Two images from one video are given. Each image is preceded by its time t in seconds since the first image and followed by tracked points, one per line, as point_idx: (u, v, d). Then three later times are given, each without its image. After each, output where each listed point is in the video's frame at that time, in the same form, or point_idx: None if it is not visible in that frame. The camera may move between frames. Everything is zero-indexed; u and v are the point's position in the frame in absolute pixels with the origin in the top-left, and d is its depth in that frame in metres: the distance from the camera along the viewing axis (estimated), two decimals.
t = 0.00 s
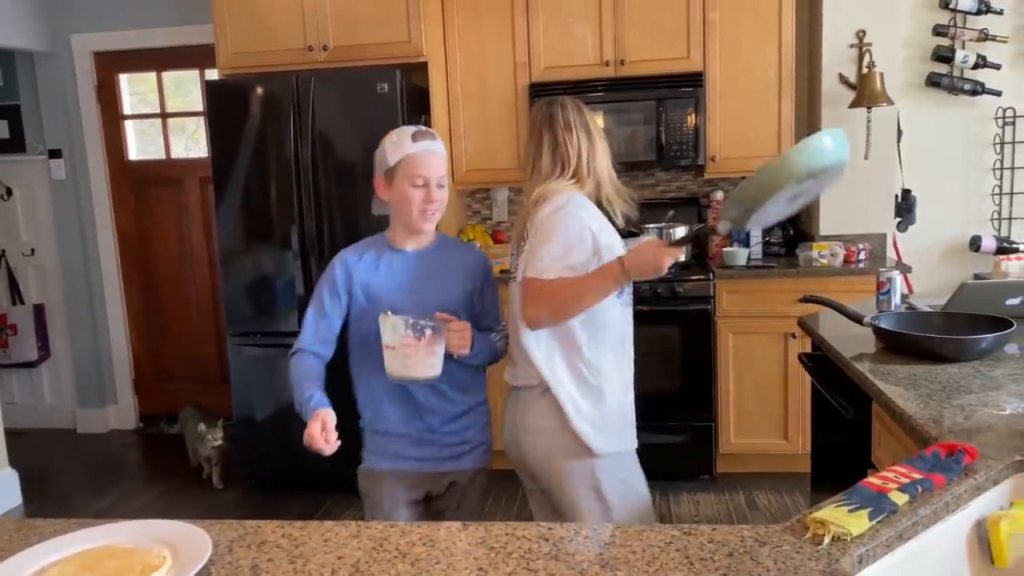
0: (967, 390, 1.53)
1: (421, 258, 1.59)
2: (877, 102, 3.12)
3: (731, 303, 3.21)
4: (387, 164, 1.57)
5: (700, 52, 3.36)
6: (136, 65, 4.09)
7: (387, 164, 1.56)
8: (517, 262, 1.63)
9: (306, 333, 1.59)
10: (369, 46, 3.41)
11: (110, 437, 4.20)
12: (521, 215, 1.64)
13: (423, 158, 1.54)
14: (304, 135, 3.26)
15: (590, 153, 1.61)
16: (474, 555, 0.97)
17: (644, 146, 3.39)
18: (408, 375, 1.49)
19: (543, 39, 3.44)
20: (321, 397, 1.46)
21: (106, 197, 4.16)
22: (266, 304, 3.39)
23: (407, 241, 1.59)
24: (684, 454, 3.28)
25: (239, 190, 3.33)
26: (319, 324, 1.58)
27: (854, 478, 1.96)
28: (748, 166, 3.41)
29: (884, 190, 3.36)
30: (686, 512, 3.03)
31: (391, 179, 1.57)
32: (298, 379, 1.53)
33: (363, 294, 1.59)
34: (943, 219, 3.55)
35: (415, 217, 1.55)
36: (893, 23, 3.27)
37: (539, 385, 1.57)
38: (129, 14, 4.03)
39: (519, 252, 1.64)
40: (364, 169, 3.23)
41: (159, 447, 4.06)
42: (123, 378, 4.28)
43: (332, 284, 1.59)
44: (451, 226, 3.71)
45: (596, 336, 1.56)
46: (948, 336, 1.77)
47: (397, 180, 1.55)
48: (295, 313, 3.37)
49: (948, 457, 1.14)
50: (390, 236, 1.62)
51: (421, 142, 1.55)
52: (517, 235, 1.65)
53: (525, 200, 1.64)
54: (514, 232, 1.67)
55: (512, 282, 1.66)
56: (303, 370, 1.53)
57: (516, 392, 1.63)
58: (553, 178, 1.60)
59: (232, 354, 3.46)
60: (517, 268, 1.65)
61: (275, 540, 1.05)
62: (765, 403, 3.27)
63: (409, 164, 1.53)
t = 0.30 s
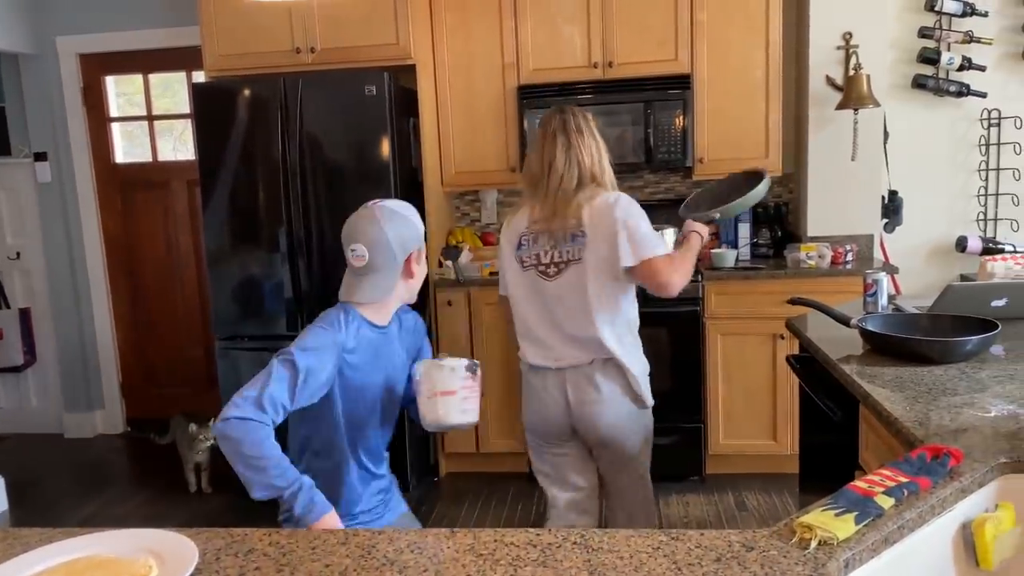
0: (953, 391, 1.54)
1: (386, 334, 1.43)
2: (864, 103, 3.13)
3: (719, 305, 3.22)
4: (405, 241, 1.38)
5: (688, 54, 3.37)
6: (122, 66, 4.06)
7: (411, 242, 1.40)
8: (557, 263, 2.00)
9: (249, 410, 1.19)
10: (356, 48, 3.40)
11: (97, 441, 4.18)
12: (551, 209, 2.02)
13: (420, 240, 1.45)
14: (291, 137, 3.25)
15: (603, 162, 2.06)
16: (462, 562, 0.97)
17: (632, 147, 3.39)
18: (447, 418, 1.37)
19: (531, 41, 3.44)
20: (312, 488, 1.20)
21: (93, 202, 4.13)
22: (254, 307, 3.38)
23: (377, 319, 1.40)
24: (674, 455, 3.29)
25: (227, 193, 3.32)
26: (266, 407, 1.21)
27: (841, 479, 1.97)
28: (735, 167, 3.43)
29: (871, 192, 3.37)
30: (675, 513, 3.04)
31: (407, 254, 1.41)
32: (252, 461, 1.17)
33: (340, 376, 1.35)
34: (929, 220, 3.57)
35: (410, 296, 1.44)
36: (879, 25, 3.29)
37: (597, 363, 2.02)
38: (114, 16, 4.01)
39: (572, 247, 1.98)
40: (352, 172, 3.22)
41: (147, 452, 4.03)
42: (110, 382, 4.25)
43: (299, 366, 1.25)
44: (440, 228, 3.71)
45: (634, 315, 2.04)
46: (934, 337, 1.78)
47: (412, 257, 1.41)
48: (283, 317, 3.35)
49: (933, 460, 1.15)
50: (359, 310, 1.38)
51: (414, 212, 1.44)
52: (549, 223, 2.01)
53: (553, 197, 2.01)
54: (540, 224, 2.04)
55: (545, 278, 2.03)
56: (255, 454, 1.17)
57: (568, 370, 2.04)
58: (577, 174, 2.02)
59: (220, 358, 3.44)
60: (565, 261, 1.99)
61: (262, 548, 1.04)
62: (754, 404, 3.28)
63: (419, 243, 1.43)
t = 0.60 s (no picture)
0: (939, 393, 1.54)
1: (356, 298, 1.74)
2: (851, 105, 3.13)
3: (708, 307, 3.22)
4: (346, 203, 1.71)
5: (676, 56, 3.37)
6: (107, 68, 4.03)
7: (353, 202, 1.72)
8: (575, 249, 2.29)
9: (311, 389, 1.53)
10: (344, 49, 3.39)
11: (84, 446, 4.15)
12: (568, 199, 2.29)
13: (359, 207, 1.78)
14: (278, 139, 3.23)
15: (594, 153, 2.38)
16: (446, 570, 0.96)
17: (621, 149, 3.39)
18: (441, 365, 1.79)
19: (519, 42, 3.43)
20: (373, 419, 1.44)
21: (78, 204, 4.10)
22: (242, 310, 3.36)
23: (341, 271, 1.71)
24: (663, 456, 3.29)
25: (214, 195, 3.30)
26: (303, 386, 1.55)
27: (829, 482, 1.97)
28: (724, 169, 3.43)
29: (858, 193, 3.38)
30: (665, 515, 3.04)
31: (353, 219, 1.74)
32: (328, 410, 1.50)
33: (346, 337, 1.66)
34: (917, 221, 3.59)
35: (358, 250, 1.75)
36: (867, 27, 3.30)
37: (606, 334, 2.37)
38: (100, 17, 3.98)
39: (589, 236, 2.28)
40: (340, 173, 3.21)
41: (134, 456, 4.00)
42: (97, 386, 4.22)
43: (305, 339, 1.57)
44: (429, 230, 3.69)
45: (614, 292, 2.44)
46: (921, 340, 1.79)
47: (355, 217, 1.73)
48: (271, 320, 3.33)
49: (920, 464, 1.15)
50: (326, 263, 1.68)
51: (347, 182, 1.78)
52: (566, 214, 2.29)
53: (567, 189, 2.28)
54: (558, 213, 2.30)
55: (560, 264, 2.30)
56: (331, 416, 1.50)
57: (583, 342, 2.35)
58: (575, 168, 2.29)
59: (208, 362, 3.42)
60: (583, 248, 2.29)
61: (245, 557, 1.03)
62: (743, 405, 3.29)
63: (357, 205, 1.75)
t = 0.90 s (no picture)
0: (927, 393, 1.54)
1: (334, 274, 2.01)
2: (839, 106, 3.14)
3: (697, 307, 3.23)
4: (351, 203, 1.95)
5: (665, 57, 3.38)
6: (94, 69, 4.01)
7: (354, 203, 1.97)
8: (540, 240, 2.61)
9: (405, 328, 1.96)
10: (333, 50, 3.38)
11: (72, 449, 4.12)
12: (536, 196, 2.62)
13: (364, 205, 2.03)
14: (267, 140, 3.21)
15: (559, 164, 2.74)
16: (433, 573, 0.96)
17: (611, 150, 3.39)
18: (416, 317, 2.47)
19: (508, 43, 3.43)
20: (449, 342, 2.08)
21: (65, 205, 4.07)
22: (230, 312, 3.34)
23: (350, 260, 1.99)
24: (654, 456, 3.29)
25: (202, 197, 3.28)
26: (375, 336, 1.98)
27: (819, 483, 1.97)
28: (713, 170, 3.44)
29: (847, 193, 3.39)
30: (656, 516, 3.04)
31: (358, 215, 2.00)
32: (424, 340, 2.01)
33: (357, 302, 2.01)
34: (905, 221, 3.60)
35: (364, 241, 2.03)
36: (855, 28, 3.31)
37: (563, 322, 2.66)
38: (86, 18, 3.96)
39: (554, 231, 2.61)
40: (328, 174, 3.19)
41: (122, 459, 3.98)
42: (85, 390, 4.19)
43: (376, 296, 1.94)
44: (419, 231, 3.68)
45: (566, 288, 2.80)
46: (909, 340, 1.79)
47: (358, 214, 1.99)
48: (260, 322, 3.32)
49: (908, 464, 1.15)
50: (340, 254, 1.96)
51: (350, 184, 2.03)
52: (534, 211, 2.62)
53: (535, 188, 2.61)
54: (526, 208, 2.61)
55: (526, 252, 2.61)
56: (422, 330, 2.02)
57: (543, 326, 2.63)
58: (544, 175, 2.65)
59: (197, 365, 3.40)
60: (547, 241, 2.61)
61: (231, 562, 1.02)
62: (733, 405, 3.29)
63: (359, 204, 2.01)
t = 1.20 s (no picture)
0: (920, 393, 1.55)
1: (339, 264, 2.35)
2: (831, 107, 3.15)
3: (691, 308, 3.23)
4: (324, 206, 2.32)
5: (658, 59, 3.38)
6: (85, 70, 3.99)
7: (331, 204, 2.32)
8: (500, 240, 2.82)
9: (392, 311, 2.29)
10: (326, 51, 3.37)
11: (63, 452, 4.10)
12: (494, 200, 2.81)
13: (337, 204, 2.33)
14: (260, 142, 3.20)
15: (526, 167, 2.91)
16: None
17: (604, 151, 3.40)
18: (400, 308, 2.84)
19: (501, 45, 3.43)
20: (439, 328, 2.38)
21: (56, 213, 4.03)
22: (223, 314, 3.33)
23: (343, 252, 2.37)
24: (648, 457, 3.30)
25: (194, 198, 3.27)
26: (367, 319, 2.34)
27: (812, 482, 1.98)
28: (706, 170, 3.44)
29: (839, 193, 3.40)
30: (650, 516, 3.04)
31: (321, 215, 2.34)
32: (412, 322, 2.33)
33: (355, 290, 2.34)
34: (897, 221, 3.62)
35: (357, 238, 2.38)
36: (847, 29, 3.32)
37: (528, 314, 2.89)
38: (77, 19, 3.94)
39: (513, 231, 2.81)
40: (321, 175, 3.19)
41: (114, 462, 3.96)
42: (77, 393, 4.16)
43: (362, 284, 2.27)
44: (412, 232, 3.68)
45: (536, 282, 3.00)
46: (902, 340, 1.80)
47: (340, 214, 2.33)
48: (253, 324, 3.31)
49: (902, 464, 1.16)
50: (326, 246, 2.36)
51: (348, 185, 2.37)
52: (493, 213, 2.82)
53: (496, 192, 2.81)
54: (487, 211, 2.82)
55: (488, 252, 2.84)
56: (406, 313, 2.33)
57: (507, 318, 2.87)
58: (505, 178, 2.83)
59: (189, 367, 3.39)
60: (506, 241, 2.82)
61: (225, 565, 1.02)
62: (726, 405, 3.30)
63: (344, 206, 2.34)
